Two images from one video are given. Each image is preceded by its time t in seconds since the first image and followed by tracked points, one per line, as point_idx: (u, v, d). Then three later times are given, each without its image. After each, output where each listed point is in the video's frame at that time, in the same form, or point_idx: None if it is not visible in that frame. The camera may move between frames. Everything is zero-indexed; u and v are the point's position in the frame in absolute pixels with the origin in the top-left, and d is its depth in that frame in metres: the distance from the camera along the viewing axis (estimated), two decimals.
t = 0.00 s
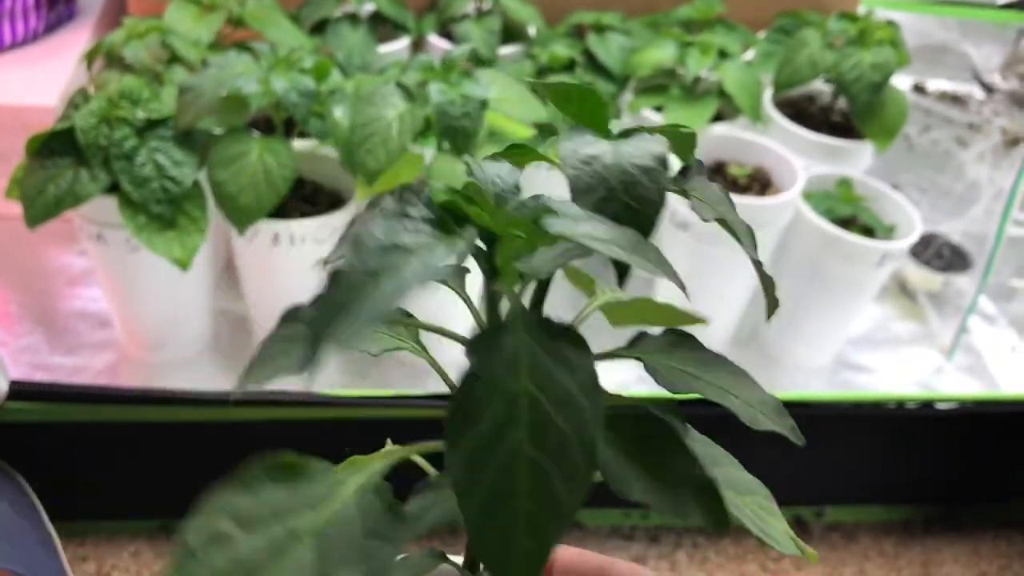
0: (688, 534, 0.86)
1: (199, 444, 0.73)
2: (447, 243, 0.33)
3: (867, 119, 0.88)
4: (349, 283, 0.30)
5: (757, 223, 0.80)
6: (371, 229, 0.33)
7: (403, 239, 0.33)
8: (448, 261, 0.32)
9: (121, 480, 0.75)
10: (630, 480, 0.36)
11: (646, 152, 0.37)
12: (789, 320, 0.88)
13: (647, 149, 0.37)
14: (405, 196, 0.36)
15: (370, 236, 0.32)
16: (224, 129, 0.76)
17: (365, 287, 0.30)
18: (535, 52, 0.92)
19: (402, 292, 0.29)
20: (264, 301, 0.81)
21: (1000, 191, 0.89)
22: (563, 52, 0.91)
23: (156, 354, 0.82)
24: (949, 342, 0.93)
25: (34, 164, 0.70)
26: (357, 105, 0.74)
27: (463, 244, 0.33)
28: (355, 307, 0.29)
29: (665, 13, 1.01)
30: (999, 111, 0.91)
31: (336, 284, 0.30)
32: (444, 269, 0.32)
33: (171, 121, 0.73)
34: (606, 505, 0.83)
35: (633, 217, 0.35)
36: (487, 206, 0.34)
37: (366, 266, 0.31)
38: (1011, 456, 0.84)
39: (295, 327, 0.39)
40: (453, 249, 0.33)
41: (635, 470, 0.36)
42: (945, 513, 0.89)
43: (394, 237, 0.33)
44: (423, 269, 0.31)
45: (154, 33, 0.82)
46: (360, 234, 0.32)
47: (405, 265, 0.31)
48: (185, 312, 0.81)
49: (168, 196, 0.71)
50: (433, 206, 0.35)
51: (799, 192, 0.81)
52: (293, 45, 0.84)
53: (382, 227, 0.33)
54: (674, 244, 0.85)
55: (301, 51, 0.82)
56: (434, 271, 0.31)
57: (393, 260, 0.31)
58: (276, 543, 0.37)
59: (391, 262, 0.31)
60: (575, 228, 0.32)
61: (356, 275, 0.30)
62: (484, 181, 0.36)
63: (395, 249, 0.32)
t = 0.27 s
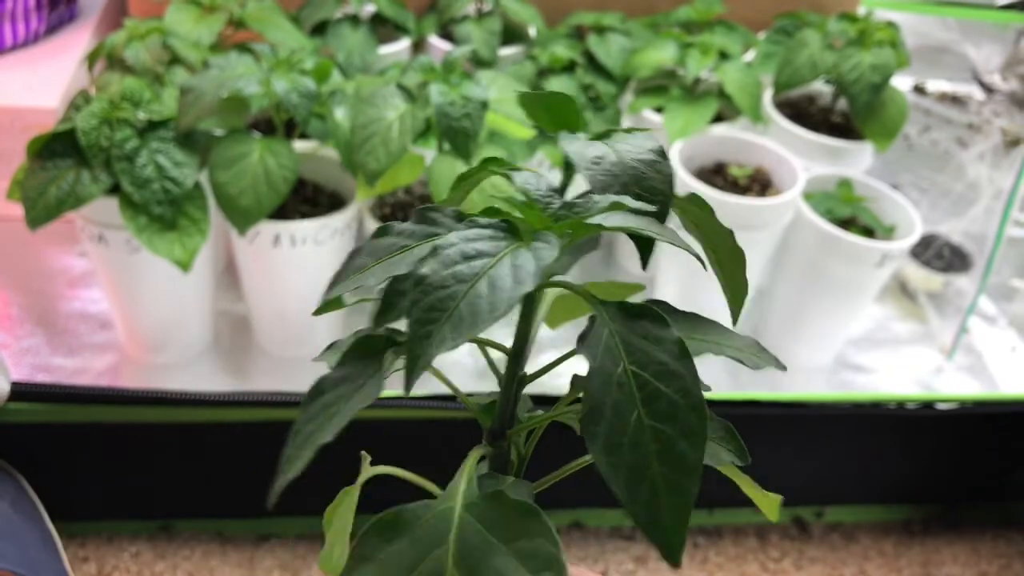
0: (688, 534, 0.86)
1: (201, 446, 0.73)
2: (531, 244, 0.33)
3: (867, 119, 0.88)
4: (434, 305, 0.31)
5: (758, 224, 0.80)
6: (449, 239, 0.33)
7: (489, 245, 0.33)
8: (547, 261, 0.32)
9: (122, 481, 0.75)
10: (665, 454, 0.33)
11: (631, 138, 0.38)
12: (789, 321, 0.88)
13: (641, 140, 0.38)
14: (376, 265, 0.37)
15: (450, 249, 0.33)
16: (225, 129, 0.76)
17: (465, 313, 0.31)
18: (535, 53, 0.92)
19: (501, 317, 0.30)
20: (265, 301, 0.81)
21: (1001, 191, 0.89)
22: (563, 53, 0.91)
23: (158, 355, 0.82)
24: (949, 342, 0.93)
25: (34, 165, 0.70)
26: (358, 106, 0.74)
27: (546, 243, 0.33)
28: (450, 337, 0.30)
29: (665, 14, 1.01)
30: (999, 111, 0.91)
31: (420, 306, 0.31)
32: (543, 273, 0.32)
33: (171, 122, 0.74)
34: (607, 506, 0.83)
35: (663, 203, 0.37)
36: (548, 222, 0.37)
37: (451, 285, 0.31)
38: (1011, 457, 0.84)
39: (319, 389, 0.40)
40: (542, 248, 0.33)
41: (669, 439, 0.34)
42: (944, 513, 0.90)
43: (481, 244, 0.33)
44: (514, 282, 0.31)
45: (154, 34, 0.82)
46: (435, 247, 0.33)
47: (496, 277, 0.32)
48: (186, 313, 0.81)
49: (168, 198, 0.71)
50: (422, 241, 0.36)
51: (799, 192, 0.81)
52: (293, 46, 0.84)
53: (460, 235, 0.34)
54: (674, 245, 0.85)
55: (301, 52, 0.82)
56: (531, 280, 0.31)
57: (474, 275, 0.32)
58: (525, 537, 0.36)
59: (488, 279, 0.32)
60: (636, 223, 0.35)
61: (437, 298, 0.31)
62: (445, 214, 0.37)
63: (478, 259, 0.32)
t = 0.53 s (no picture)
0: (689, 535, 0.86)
1: (200, 447, 0.72)
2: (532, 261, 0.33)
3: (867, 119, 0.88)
4: (448, 339, 0.30)
5: (758, 224, 0.80)
6: (443, 264, 0.31)
7: (483, 267, 0.32)
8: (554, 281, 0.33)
9: (121, 482, 0.75)
10: (666, 464, 0.34)
11: (592, 138, 0.38)
12: (790, 321, 0.88)
13: (601, 141, 0.38)
14: (352, 289, 0.38)
15: (448, 273, 0.31)
16: (224, 130, 0.76)
17: (481, 345, 0.30)
18: (535, 53, 0.92)
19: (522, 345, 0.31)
20: (264, 302, 0.81)
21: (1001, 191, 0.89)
22: (562, 52, 0.91)
23: (157, 356, 0.82)
24: (950, 343, 0.93)
25: (33, 166, 0.70)
26: (357, 107, 0.74)
27: (544, 260, 0.34)
28: (469, 372, 0.30)
29: (665, 14, 1.01)
30: (1000, 111, 0.91)
31: (433, 341, 0.30)
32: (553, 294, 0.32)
33: (171, 123, 0.73)
34: (607, 506, 0.83)
35: (634, 200, 0.37)
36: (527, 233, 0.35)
37: (460, 316, 0.30)
38: (1013, 457, 0.84)
39: (306, 420, 0.36)
40: (542, 266, 0.33)
41: (669, 448, 0.34)
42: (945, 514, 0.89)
43: (476, 266, 0.32)
44: (523, 306, 0.31)
45: (153, 34, 0.82)
46: (439, 271, 0.31)
47: (503, 303, 0.31)
48: (185, 313, 0.81)
49: (167, 198, 0.71)
50: (403, 265, 0.39)
51: (800, 193, 0.81)
52: (293, 46, 0.83)
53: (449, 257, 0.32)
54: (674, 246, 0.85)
55: (301, 52, 0.82)
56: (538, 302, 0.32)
57: (482, 304, 0.31)
58: (537, 566, 0.36)
59: (496, 305, 0.31)
60: (620, 228, 0.35)
61: (449, 331, 0.30)
62: (417, 234, 0.39)
63: (478, 286, 0.31)
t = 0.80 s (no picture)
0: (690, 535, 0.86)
1: (201, 448, 0.72)
2: (525, 259, 0.33)
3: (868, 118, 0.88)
4: (437, 339, 0.30)
5: (759, 224, 0.80)
6: (433, 261, 0.31)
7: (473, 265, 0.32)
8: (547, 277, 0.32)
9: (121, 482, 0.74)
10: (663, 462, 0.33)
11: (582, 135, 0.38)
12: (791, 321, 0.88)
13: (591, 138, 0.38)
14: (342, 289, 0.37)
15: (437, 271, 0.31)
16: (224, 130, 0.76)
17: (471, 344, 0.30)
18: (535, 53, 0.91)
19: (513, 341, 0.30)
20: (264, 301, 0.80)
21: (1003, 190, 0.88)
22: (562, 52, 0.90)
23: (157, 356, 0.82)
24: (951, 343, 0.92)
25: (32, 166, 0.70)
26: (357, 107, 0.74)
27: (534, 258, 0.33)
28: (459, 372, 0.29)
29: (665, 13, 1.01)
30: (1000, 110, 0.90)
31: (422, 341, 0.30)
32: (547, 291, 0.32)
33: (170, 123, 0.73)
34: (608, 507, 0.83)
35: (626, 196, 0.36)
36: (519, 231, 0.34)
37: (449, 315, 0.30)
38: (1014, 457, 0.83)
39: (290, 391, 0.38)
40: (535, 264, 0.32)
41: (666, 446, 0.34)
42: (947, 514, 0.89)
43: (466, 264, 0.32)
44: (514, 304, 0.31)
45: (152, 34, 0.81)
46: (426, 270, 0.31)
47: (494, 301, 0.31)
48: (185, 314, 0.80)
49: (167, 199, 0.71)
50: (394, 264, 0.37)
51: (800, 192, 0.81)
52: (292, 46, 0.83)
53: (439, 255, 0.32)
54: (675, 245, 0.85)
55: (300, 52, 0.82)
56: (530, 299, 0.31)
57: (470, 302, 0.31)
58: None
59: (486, 303, 0.31)
60: (611, 224, 0.34)
61: (438, 331, 0.30)
62: (408, 233, 0.38)
63: (467, 285, 0.31)
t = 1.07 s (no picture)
0: (690, 535, 0.86)
1: (199, 447, 0.72)
2: (506, 259, 0.33)
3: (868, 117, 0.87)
4: (414, 339, 0.30)
5: (758, 223, 0.79)
6: (411, 262, 0.31)
7: (453, 266, 0.32)
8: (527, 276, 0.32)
9: (120, 483, 0.74)
10: (641, 462, 0.33)
11: (567, 131, 0.38)
12: (791, 320, 0.88)
13: (576, 134, 0.38)
14: (324, 290, 0.37)
15: (416, 272, 0.31)
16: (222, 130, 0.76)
17: (448, 344, 0.30)
18: (534, 52, 0.91)
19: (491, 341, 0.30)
20: (262, 301, 0.80)
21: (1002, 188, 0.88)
22: (561, 51, 0.90)
23: (156, 356, 0.82)
24: (951, 342, 0.92)
25: (30, 167, 0.70)
26: (355, 107, 0.73)
27: (515, 257, 0.33)
28: (436, 373, 0.29)
29: (664, 12, 1.01)
30: (1000, 109, 0.90)
31: (399, 342, 0.29)
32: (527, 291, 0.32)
33: (169, 123, 0.73)
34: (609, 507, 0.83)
35: (610, 193, 0.36)
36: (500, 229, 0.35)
37: (426, 315, 0.30)
38: (1014, 456, 0.83)
39: (278, 409, 0.38)
40: (515, 264, 0.32)
41: (645, 447, 0.34)
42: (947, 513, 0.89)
43: (445, 265, 0.32)
44: (494, 303, 0.31)
45: (150, 34, 0.81)
46: (405, 270, 0.31)
47: (472, 301, 0.31)
48: (184, 314, 0.80)
49: (165, 199, 0.71)
50: (376, 264, 0.37)
51: (799, 191, 0.81)
52: (291, 45, 0.83)
53: (418, 256, 0.32)
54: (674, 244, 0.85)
55: (299, 52, 0.81)
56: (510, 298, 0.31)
57: (448, 302, 0.31)
58: None
59: (465, 303, 0.31)
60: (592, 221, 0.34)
61: (416, 331, 0.30)
62: (391, 233, 0.38)
63: (445, 285, 0.31)
